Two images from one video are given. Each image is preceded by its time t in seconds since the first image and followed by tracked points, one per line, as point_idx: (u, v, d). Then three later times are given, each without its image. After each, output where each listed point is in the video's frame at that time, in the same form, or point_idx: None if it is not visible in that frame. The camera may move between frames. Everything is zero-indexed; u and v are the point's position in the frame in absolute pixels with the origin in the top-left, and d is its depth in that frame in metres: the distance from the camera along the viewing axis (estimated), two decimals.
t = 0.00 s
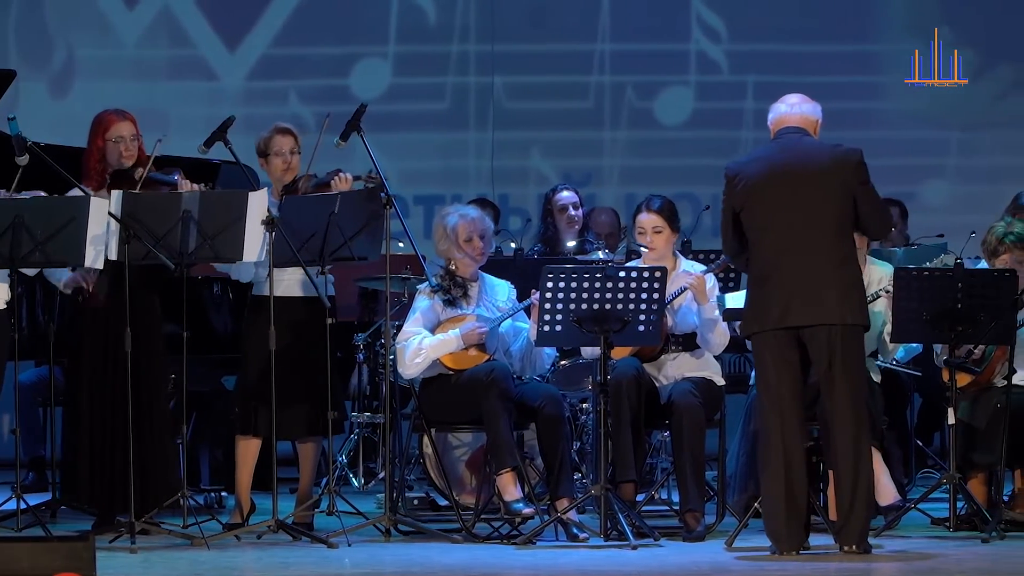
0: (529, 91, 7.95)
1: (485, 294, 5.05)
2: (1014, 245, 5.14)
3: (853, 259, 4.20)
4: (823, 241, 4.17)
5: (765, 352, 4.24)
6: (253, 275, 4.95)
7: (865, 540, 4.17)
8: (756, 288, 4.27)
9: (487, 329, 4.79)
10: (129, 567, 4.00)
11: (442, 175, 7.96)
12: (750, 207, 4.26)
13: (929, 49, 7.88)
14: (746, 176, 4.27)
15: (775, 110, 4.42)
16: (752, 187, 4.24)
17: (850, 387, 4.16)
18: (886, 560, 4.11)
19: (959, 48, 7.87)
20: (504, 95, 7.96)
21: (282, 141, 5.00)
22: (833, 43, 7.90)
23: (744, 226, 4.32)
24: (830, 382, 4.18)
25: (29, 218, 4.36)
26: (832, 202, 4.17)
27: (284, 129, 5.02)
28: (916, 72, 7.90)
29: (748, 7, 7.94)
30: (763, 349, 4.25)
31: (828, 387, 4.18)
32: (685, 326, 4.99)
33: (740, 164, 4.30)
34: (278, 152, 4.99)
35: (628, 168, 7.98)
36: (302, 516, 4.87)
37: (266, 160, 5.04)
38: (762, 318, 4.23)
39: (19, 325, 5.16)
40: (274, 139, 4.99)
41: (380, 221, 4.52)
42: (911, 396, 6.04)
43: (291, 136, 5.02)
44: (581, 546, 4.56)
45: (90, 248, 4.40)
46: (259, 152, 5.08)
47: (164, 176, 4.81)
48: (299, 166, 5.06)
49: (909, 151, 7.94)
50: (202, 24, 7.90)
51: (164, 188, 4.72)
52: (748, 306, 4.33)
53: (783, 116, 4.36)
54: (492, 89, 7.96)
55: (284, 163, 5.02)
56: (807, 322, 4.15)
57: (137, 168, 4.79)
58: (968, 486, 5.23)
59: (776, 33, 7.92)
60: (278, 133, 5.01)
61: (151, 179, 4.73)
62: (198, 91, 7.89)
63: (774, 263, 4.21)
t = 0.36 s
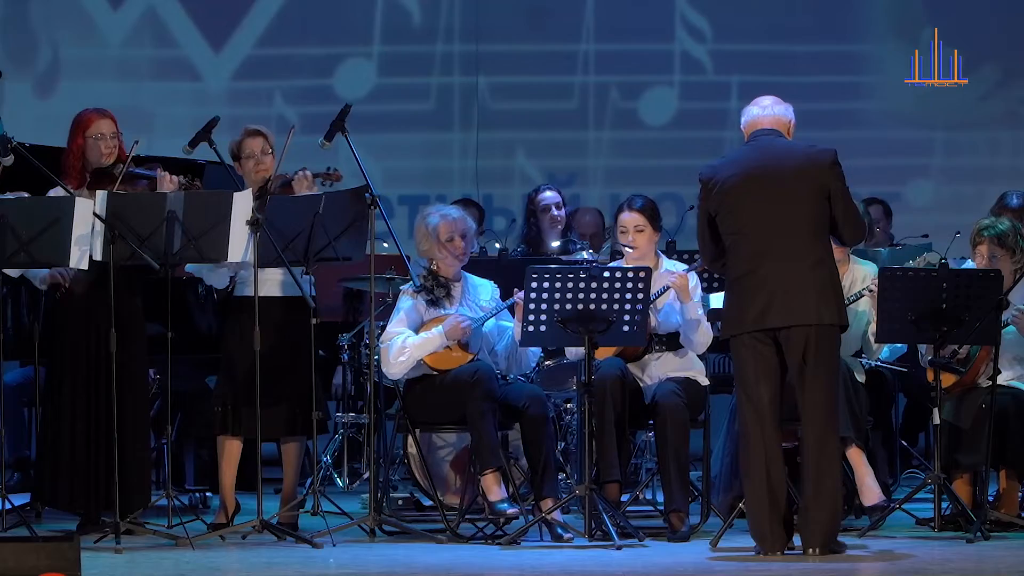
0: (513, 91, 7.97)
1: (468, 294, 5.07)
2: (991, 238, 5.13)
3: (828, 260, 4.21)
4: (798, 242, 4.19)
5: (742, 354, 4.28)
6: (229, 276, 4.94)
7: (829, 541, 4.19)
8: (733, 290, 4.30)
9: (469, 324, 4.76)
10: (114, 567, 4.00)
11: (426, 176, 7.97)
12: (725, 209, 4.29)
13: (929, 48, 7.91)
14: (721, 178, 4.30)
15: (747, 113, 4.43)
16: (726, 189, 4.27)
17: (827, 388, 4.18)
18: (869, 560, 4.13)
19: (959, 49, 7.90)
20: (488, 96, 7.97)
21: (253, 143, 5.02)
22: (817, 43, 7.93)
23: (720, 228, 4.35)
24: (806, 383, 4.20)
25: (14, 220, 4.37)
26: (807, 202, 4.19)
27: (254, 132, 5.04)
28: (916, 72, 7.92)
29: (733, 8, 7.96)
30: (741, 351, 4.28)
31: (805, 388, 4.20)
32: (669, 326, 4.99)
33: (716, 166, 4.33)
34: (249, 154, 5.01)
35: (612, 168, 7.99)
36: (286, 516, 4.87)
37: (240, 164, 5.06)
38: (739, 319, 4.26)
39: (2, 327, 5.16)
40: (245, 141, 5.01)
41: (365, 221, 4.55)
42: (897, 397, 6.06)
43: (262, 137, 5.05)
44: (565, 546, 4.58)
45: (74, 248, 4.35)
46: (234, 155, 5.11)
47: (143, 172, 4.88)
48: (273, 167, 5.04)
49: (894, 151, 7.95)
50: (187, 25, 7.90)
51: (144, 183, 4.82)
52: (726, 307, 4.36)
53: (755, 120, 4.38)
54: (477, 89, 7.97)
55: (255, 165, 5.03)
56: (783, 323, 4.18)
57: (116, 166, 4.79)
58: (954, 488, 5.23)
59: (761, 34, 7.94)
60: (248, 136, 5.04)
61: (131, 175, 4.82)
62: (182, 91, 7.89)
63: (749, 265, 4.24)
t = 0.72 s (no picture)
0: (500, 91, 7.98)
1: (456, 294, 5.08)
2: (983, 235, 5.14)
3: (818, 260, 4.23)
4: (789, 242, 4.21)
5: (732, 353, 4.29)
6: (206, 278, 4.95)
7: (815, 542, 4.20)
8: (723, 289, 4.31)
9: (458, 329, 4.79)
10: (100, 567, 4.00)
11: (413, 176, 7.97)
12: (716, 209, 4.30)
13: (929, 48, 7.91)
14: (712, 177, 4.31)
15: (738, 110, 4.44)
16: (717, 188, 4.28)
17: (816, 388, 4.20)
18: (855, 560, 4.15)
19: (959, 49, 7.90)
20: (475, 95, 7.98)
21: (236, 138, 5.02)
22: (804, 43, 7.95)
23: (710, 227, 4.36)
24: (795, 384, 4.21)
25: None
26: (797, 202, 4.21)
27: (237, 127, 5.03)
28: (916, 72, 7.92)
29: (720, 8, 7.98)
30: (731, 350, 4.29)
31: (794, 388, 4.22)
32: (655, 326, 5.01)
33: (706, 166, 4.35)
34: (231, 148, 5.01)
35: (599, 168, 8.01)
36: (273, 516, 4.87)
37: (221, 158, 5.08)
38: (730, 320, 4.27)
39: None
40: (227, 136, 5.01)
41: (351, 221, 4.57)
42: (883, 396, 6.10)
43: (245, 133, 5.04)
44: (552, 547, 4.58)
45: (61, 248, 4.37)
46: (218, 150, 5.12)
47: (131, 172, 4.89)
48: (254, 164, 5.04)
49: (881, 151, 7.96)
50: (174, 24, 7.89)
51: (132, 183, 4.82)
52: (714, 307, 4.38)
53: (747, 117, 4.40)
54: (463, 89, 7.97)
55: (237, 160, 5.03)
56: (773, 323, 4.20)
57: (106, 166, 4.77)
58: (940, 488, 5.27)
59: (747, 34, 7.96)
60: (231, 130, 5.03)
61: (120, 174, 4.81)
62: (169, 91, 7.88)
63: (740, 264, 4.25)
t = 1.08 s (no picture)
0: (484, 91, 7.99)
1: (445, 295, 5.09)
2: (968, 236, 5.18)
3: (808, 261, 4.26)
4: (781, 242, 4.23)
5: (720, 352, 4.31)
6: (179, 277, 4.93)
7: (799, 543, 4.23)
8: (712, 288, 4.32)
9: (443, 328, 4.80)
10: (85, 567, 4.00)
11: (397, 176, 7.98)
12: (708, 207, 4.31)
13: (930, 48, 7.93)
14: (705, 175, 4.31)
15: (731, 109, 4.46)
16: (711, 187, 4.29)
17: (803, 390, 4.24)
18: (839, 560, 4.18)
19: (959, 49, 7.93)
20: (459, 95, 7.99)
21: (223, 140, 4.98)
22: (787, 45, 7.98)
23: (700, 226, 4.36)
24: (783, 384, 4.24)
25: None
26: (790, 203, 4.24)
27: (225, 129, 5.00)
28: (916, 72, 7.95)
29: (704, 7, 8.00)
30: (719, 350, 4.31)
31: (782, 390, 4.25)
32: (638, 325, 5.05)
33: (698, 164, 4.35)
34: (217, 150, 4.98)
35: (583, 169, 8.03)
36: (257, 516, 4.87)
37: (205, 157, 5.05)
38: (720, 319, 4.28)
39: None
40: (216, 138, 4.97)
41: (335, 221, 4.57)
42: (868, 397, 6.12)
43: (232, 135, 5.00)
44: (536, 547, 4.60)
45: (46, 249, 4.38)
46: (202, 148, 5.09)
47: (118, 177, 4.89)
48: (237, 167, 5.04)
49: (865, 151, 8.00)
50: (158, 25, 7.88)
51: (119, 189, 4.82)
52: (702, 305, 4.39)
53: (740, 116, 4.42)
54: (448, 89, 7.98)
55: (223, 164, 5.01)
56: (763, 323, 4.22)
57: (92, 169, 4.79)
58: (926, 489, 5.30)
59: (731, 34, 7.98)
60: (219, 132, 4.99)
61: (106, 181, 4.78)
62: (153, 92, 7.87)
63: (731, 264, 4.27)
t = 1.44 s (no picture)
0: (469, 92, 8.00)
1: (434, 296, 5.10)
2: (953, 237, 5.21)
3: (797, 263, 4.30)
4: (771, 244, 4.26)
5: (708, 352, 4.32)
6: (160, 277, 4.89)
7: (785, 543, 4.27)
8: (701, 288, 4.33)
9: (430, 330, 4.81)
10: (69, 568, 4.00)
11: (382, 176, 7.98)
12: (698, 207, 4.31)
13: (930, 47, 7.96)
14: (696, 174, 4.31)
15: (722, 106, 4.46)
16: (703, 186, 4.29)
17: (790, 391, 4.28)
18: (823, 560, 4.20)
19: (958, 49, 7.96)
20: (444, 96, 8.00)
21: (218, 147, 4.99)
22: (772, 45, 8.00)
23: (689, 225, 4.37)
24: (770, 385, 4.27)
25: None
26: (782, 204, 4.26)
27: (222, 134, 5.01)
28: (916, 72, 7.97)
29: (688, 7, 8.01)
30: (706, 350, 4.32)
31: (769, 391, 4.27)
32: (622, 326, 5.06)
33: (688, 162, 4.35)
34: (210, 155, 4.97)
35: (568, 169, 8.05)
36: (242, 516, 4.87)
37: (196, 159, 5.03)
38: (709, 319, 4.29)
39: None
40: (211, 142, 4.98)
41: (320, 222, 4.57)
42: (852, 398, 6.15)
43: (227, 142, 5.02)
44: (521, 547, 4.61)
45: (30, 249, 4.39)
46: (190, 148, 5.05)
47: (102, 175, 4.92)
48: (227, 173, 5.03)
49: (850, 151, 8.03)
50: (143, 25, 7.87)
51: (102, 186, 4.85)
52: (688, 304, 4.39)
53: (732, 114, 4.42)
54: (432, 89, 7.99)
55: (214, 169, 5.00)
56: (753, 324, 4.24)
57: (76, 169, 4.79)
58: (912, 489, 5.32)
59: (716, 35, 8.01)
60: (216, 137, 4.99)
61: (89, 178, 4.85)
62: (138, 92, 7.86)
63: (721, 265, 4.28)
